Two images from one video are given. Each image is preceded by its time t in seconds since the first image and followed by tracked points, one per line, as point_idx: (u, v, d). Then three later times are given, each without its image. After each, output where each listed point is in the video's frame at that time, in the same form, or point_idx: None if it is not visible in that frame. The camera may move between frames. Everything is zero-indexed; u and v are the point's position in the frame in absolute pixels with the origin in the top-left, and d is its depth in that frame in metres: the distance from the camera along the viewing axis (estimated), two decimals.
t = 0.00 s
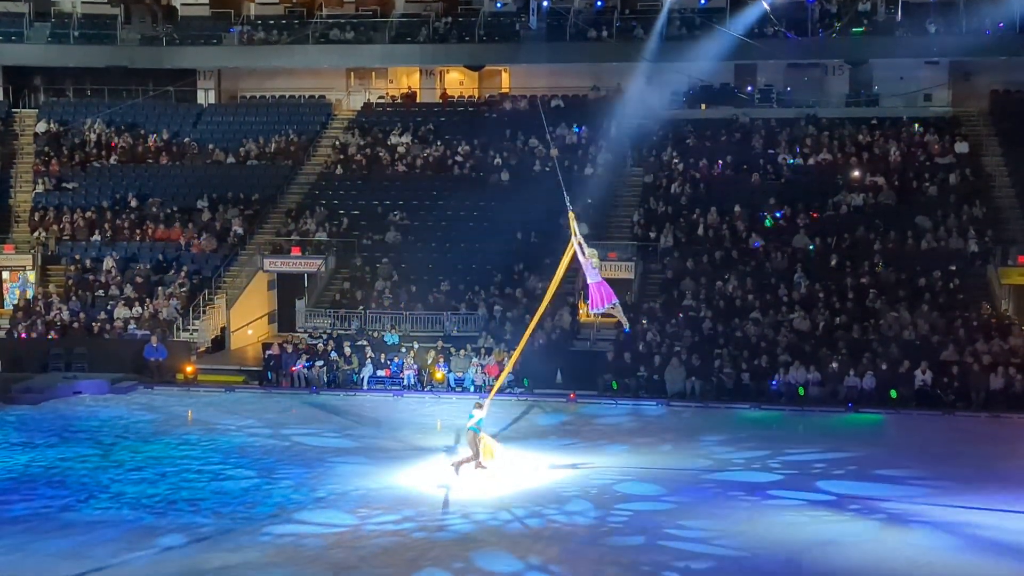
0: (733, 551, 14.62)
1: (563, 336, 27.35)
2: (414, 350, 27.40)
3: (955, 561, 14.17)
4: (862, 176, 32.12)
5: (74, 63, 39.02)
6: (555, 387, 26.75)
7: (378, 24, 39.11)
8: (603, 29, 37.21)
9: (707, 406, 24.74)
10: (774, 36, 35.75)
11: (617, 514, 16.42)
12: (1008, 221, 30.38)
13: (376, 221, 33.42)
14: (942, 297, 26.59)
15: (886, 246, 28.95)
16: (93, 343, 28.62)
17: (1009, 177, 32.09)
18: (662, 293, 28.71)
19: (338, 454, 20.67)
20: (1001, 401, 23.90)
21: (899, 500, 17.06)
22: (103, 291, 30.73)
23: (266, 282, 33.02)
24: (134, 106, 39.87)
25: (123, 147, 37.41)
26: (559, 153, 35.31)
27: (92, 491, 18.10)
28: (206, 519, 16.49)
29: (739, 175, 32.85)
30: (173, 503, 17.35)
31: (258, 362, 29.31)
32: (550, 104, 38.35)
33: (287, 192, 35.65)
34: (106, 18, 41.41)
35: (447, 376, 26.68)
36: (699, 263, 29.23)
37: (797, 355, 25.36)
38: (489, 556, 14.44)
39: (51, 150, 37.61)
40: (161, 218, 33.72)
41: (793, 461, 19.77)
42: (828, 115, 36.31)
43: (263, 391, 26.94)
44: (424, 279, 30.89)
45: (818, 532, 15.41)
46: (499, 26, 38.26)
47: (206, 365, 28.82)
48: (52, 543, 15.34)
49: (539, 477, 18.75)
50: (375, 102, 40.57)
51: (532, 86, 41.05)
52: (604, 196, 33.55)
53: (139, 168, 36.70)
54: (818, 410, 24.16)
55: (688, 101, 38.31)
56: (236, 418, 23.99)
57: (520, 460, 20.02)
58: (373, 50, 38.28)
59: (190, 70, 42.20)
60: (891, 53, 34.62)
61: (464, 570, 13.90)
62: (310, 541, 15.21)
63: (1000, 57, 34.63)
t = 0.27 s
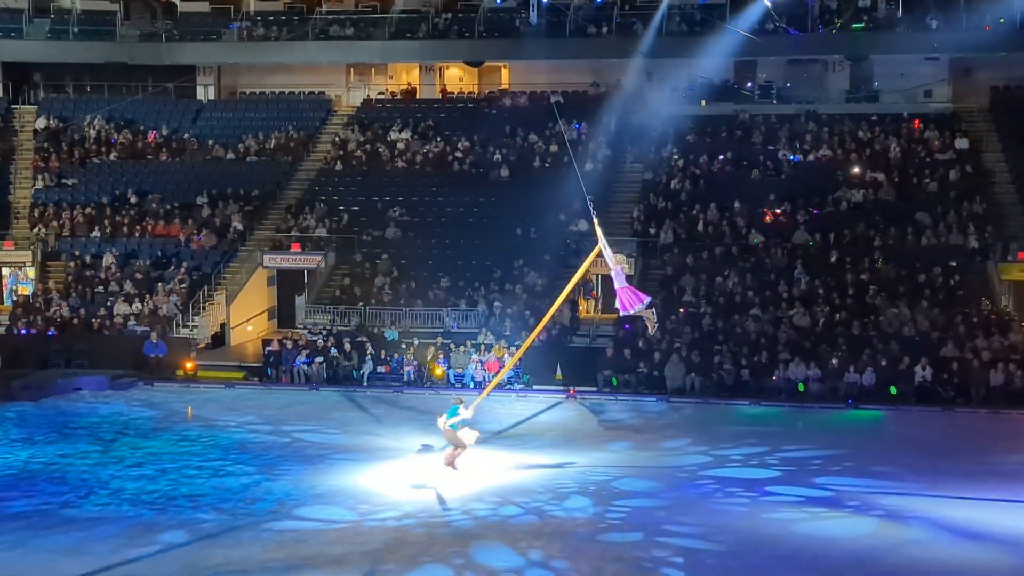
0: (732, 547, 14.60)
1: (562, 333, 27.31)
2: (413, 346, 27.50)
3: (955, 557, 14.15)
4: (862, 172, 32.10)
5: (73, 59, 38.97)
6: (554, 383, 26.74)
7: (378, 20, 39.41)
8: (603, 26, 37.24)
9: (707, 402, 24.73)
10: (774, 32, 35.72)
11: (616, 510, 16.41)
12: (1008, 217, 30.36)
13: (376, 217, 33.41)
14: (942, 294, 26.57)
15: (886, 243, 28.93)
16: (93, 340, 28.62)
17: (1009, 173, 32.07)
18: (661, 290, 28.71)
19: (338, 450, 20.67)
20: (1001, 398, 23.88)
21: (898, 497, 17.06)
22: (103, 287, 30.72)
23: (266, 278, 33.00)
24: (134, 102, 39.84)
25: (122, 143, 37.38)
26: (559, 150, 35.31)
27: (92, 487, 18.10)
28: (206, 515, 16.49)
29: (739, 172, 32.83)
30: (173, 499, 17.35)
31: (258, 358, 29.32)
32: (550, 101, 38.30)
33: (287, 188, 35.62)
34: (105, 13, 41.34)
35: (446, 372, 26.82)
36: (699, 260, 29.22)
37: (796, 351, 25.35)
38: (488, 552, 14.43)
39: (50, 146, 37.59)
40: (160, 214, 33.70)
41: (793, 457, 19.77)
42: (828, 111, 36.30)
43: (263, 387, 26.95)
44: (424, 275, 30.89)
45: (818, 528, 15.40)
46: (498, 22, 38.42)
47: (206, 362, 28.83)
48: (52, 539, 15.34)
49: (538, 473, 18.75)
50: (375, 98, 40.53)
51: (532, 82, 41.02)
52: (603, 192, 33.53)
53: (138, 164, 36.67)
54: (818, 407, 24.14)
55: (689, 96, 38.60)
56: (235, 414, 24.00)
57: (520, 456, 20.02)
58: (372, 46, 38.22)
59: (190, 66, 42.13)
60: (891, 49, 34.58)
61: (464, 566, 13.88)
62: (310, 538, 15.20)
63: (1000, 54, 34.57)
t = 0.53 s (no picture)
0: (732, 544, 14.60)
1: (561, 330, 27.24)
2: (413, 344, 27.41)
3: (955, 555, 14.15)
4: (862, 169, 32.10)
5: (73, 56, 38.95)
6: (553, 379, 26.71)
7: (378, 17, 39.27)
8: (603, 23, 37.24)
9: (707, 399, 24.73)
10: (774, 29, 35.71)
11: (616, 507, 16.42)
12: (1008, 215, 30.37)
13: (375, 214, 33.38)
14: (942, 291, 26.58)
15: (886, 240, 28.93)
16: (93, 337, 28.63)
17: (1009, 170, 32.07)
18: (661, 287, 28.71)
19: (338, 447, 20.67)
20: (1001, 394, 23.90)
21: (898, 494, 17.07)
22: (103, 284, 30.72)
23: (265, 275, 33.00)
24: (134, 99, 39.82)
25: (122, 140, 37.37)
26: (559, 146, 35.30)
27: (92, 484, 18.12)
28: (206, 512, 16.50)
29: (739, 169, 32.83)
30: (173, 496, 17.37)
31: (257, 355, 29.33)
32: (550, 98, 38.29)
33: (287, 185, 35.62)
34: (105, 10, 41.31)
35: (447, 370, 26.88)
36: (699, 257, 29.23)
37: (796, 348, 25.35)
38: (488, 550, 14.44)
39: (50, 143, 37.58)
40: (160, 211, 33.69)
41: (793, 454, 19.77)
42: (828, 109, 36.30)
43: (263, 384, 26.96)
44: (424, 272, 30.88)
45: (817, 525, 15.40)
46: (498, 20, 38.21)
47: (206, 359, 28.84)
48: (52, 536, 15.36)
49: (538, 470, 18.76)
50: (375, 95, 40.51)
51: (531, 79, 41.02)
52: (603, 189, 33.51)
53: (138, 161, 36.66)
54: (818, 403, 24.17)
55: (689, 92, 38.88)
56: (235, 411, 24.01)
57: (520, 453, 20.03)
58: (372, 43, 38.19)
59: (190, 63, 42.10)
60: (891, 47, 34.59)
61: (464, 564, 13.88)
62: (310, 535, 15.21)
63: (1000, 51, 34.56)
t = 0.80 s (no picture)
0: (730, 543, 14.59)
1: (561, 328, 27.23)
2: (413, 342, 27.33)
3: (954, 553, 14.15)
4: (862, 168, 32.10)
5: (73, 55, 38.94)
6: (553, 378, 26.72)
7: (377, 15, 38.82)
8: (603, 21, 37.18)
9: (707, 397, 24.75)
10: (775, 27, 35.72)
11: (615, 505, 16.42)
12: (1007, 213, 30.38)
13: (375, 213, 33.37)
14: (942, 289, 26.57)
15: (886, 238, 28.93)
16: (93, 335, 28.63)
17: (1009, 169, 32.08)
18: (661, 286, 28.71)
19: (338, 446, 20.68)
20: (1000, 393, 23.93)
21: (897, 491, 17.08)
22: (102, 283, 30.71)
23: (265, 274, 33.00)
24: (134, 97, 39.81)
25: (122, 139, 37.36)
26: (559, 145, 35.30)
27: (92, 483, 18.12)
28: (205, 510, 16.50)
29: (739, 167, 32.83)
30: (173, 495, 17.37)
31: (257, 353, 29.34)
32: (550, 96, 38.28)
33: (287, 184, 35.62)
34: (105, 9, 41.30)
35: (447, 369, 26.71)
36: (699, 255, 29.22)
37: (795, 346, 25.35)
38: (486, 548, 14.44)
39: (50, 141, 37.57)
40: (160, 210, 33.69)
41: (793, 452, 19.77)
42: (828, 107, 36.30)
43: (263, 382, 26.98)
44: (424, 271, 30.87)
45: (816, 523, 15.40)
46: (499, 18, 38.06)
47: (206, 357, 28.85)
48: (51, 534, 15.36)
49: (537, 469, 18.75)
50: (375, 93, 40.49)
51: (531, 77, 41.04)
52: (603, 187, 33.50)
53: (138, 160, 36.64)
54: (817, 402, 24.20)
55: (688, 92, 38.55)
56: (235, 410, 24.02)
57: (519, 452, 20.02)
58: (372, 41, 38.17)
59: (190, 62, 42.09)
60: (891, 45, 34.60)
61: (463, 562, 13.87)
62: (309, 533, 15.21)
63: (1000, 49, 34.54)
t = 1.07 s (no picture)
0: (730, 542, 14.58)
1: (560, 328, 27.24)
2: (413, 342, 27.27)
3: (953, 553, 14.15)
4: (861, 168, 32.11)
5: (73, 55, 38.94)
6: (552, 378, 26.70)
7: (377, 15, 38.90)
8: (602, 21, 37.17)
9: (706, 398, 24.74)
10: (775, 27, 35.70)
11: (614, 505, 16.42)
12: (1007, 213, 30.38)
13: (375, 213, 33.36)
14: (942, 289, 26.59)
15: (886, 238, 28.93)
16: (92, 335, 28.63)
17: (1008, 168, 32.08)
18: (661, 286, 28.73)
19: (337, 446, 20.67)
20: (999, 393, 23.94)
21: (897, 492, 17.07)
22: (102, 283, 30.71)
23: (265, 274, 33.02)
24: (133, 97, 39.82)
25: (122, 139, 37.35)
26: (559, 145, 35.29)
27: (91, 483, 18.13)
28: (205, 510, 16.50)
29: (739, 167, 32.84)
30: (172, 495, 17.37)
31: (257, 353, 29.34)
32: (550, 96, 38.27)
33: (287, 184, 35.62)
34: (104, 9, 41.30)
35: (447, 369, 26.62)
36: (699, 255, 29.23)
37: (795, 346, 25.34)
38: (486, 548, 14.43)
39: (50, 141, 37.59)
40: (160, 209, 33.68)
41: (793, 452, 19.78)
42: (827, 107, 36.29)
43: (263, 382, 26.98)
44: (424, 270, 30.87)
45: (816, 523, 15.39)
46: (499, 18, 38.00)
47: (205, 357, 28.84)
48: (51, 534, 15.36)
49: (537, 469, 18.74)
50: (374, 93, 40.48)
51: (531, 77, 41.03)
52: (603, 187, 33.47)
53: (138, 160, 36.64)
54: (817, 402, 24.21)
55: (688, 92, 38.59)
56: (235, 410, 24.02)
57: (519, 452, 20.02)
58: (372, 41, 38.16)
59: (190, 62, 42.09)
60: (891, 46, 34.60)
61: (463, 562, 13.85)
62: (308, 534, 15.18)
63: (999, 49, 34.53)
